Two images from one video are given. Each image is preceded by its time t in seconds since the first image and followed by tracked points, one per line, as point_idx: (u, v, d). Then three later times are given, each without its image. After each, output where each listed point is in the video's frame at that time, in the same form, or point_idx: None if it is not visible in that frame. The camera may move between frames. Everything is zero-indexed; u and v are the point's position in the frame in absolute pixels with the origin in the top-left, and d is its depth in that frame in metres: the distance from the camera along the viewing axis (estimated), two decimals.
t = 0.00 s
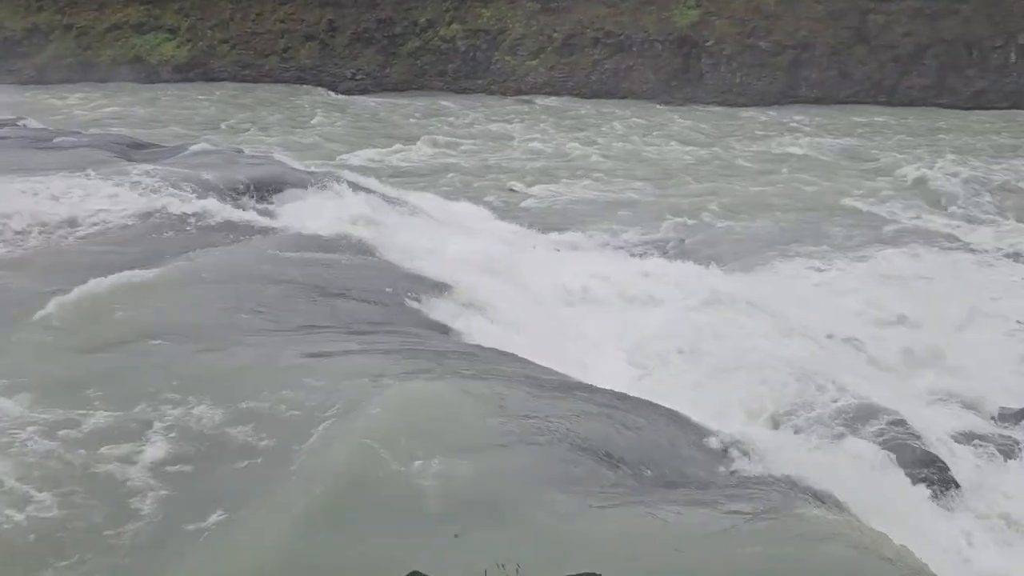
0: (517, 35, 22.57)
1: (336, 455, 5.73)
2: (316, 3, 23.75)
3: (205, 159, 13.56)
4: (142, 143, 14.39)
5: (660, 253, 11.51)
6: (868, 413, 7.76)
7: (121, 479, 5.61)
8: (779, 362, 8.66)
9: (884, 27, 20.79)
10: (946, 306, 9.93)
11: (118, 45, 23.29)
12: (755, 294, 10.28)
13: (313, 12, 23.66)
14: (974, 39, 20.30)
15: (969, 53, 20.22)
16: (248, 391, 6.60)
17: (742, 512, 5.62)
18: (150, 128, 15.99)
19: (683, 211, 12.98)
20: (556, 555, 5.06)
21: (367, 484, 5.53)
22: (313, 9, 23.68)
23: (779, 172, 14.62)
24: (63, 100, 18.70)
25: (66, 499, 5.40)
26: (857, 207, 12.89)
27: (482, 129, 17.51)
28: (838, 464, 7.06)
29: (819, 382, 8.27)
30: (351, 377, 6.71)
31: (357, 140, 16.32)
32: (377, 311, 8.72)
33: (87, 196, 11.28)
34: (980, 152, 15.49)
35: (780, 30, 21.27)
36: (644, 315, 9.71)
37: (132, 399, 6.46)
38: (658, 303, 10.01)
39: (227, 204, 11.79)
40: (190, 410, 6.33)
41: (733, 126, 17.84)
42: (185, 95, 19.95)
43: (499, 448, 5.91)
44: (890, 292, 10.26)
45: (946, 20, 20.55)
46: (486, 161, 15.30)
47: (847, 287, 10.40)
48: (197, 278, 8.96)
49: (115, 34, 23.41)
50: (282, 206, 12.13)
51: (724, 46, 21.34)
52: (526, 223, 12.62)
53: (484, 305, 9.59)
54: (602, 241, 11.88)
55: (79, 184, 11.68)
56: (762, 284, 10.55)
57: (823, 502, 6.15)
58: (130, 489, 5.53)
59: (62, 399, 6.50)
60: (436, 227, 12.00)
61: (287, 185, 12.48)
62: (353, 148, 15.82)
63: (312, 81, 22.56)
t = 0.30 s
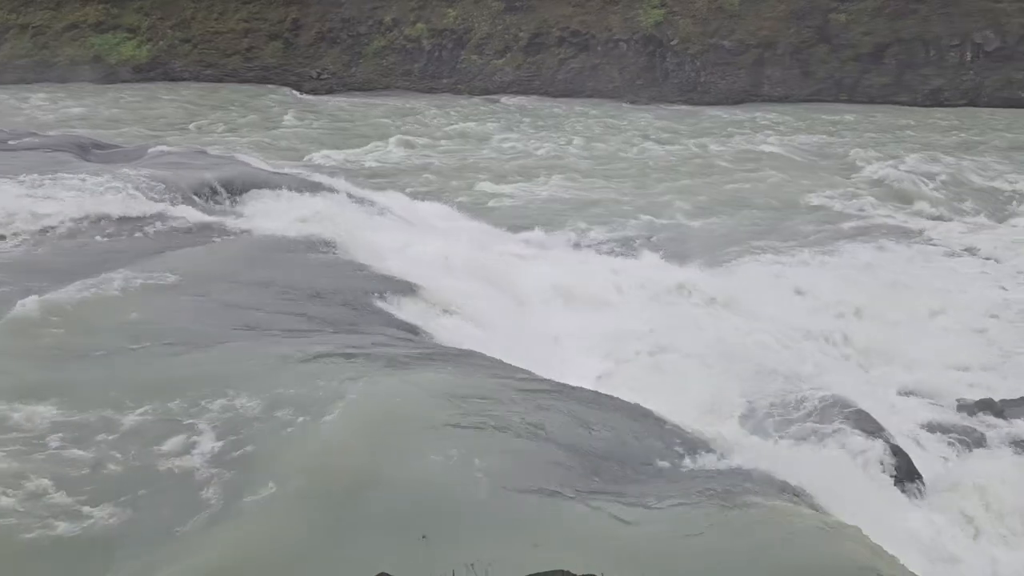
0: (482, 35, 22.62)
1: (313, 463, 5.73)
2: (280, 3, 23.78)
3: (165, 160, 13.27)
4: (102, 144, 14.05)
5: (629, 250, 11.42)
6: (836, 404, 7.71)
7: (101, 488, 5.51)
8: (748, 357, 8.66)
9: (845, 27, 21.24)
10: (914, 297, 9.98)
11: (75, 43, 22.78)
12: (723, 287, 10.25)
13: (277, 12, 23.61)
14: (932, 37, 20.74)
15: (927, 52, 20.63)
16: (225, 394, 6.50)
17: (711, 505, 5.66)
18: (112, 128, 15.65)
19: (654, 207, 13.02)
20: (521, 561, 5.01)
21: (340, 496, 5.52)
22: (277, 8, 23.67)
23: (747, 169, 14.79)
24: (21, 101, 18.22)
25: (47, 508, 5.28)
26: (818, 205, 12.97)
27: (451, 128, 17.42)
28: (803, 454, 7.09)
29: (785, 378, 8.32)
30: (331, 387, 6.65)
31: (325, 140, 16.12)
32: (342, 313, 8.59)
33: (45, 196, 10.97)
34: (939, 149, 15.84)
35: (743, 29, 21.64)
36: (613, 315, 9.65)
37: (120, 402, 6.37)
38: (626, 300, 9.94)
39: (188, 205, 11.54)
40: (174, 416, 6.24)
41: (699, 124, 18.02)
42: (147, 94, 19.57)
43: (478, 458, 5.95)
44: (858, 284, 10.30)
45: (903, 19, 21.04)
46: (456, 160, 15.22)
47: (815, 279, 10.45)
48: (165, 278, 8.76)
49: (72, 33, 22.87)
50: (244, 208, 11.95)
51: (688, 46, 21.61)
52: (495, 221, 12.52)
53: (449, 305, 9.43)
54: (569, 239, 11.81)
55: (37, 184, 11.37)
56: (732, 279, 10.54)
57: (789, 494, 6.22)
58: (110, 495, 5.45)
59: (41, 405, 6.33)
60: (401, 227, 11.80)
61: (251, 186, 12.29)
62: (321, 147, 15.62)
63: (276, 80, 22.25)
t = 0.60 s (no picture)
0: (445, 35, 22.59)
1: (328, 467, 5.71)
2: (238, 2, 23.56)
3: (125, 162, 12.94)
4: (59, 146, 13.67)
5: (596, 250, 11.40)
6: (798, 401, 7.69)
7: (102, 499, 5.49)
8: (715, 350, 8.60)
9: (803, 27, 21.75)
10: (878, 291, 10.09)
11: (27, 43, 22.16)
12: (690, 284, 10.23)
13: (235, 11, 23.41)
14: (885, 38, 21.31)
15: (882, 52, 21.20)
16: (218, 399, 6.49)
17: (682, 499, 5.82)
18: (70, 129, 15.25)
19: (623, 206, 13.09)
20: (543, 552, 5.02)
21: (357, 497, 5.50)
22: (236, 8, 23.43)
23: (712, 168, 14.99)
24: None
25: (47, 520, 5.28)
26: (783, 204, 13.17)
27: (416, 129, 17.32)
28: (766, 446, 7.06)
29: (750, 370, 8.25)
30: (325, 390, 6.65)
31: (290, 141, 15.90)
32: (309, 317, 8.51)
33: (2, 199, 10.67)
34: (896, 148, 16.26)
35: (703, 30, 21.98)
36: (579, 311, 9.51)
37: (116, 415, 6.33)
38: (593, 297, 9.84)
39: (148, 207, 11.28)
40: (168, 425, 6.22)
41: (663, 124, 18.21)
42: (103, 95, 19.12)
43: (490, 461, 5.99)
44: (822, 279, 10.39)
45: (857, 22, 21.64)
46: (424, 161, 15.13)
47: (778, 275, 10.51)
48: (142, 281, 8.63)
49: (23, 33, 22.26)
50: (204, 210, 11.67)
51: (650, 46, 21.83)
52: (463, 222, 12.42)
53: (415, 308, 9.32)
54: (532, 239, 11.74)
55: None
56: (699, 275, 10.54)
57: (759, 489, 6.35)
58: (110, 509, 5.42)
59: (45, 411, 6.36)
60: (364, 229, 11.58)
61: (213, 187, 12.01)
62: (286, 149, 15.40)
63: (235, 81, 21.90)
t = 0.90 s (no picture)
0: (405, 37, 22.57)
1: (334, 467, 5.94)
2: (194, 4, 23.34)
3: (82, 166, 12.77)
4: (6, 149, 13.41)
5: (555, 251, 11.43)
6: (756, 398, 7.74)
7: (96, 507, 5.70)
8: (678, 347, 8.65)
9: (760, 28, 22.03)
10: (832, 289, 10.25)
11: None
12: (651, 283, 10.30)
13: (191, 13, 23.19)
14: (840, 40, 21.66)
15: (837, 53, 21.53)
16: (200, 406, 6.63)
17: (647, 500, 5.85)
18: (18, 133, 14.98)
19: (580, 207, 13.15)
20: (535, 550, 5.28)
21: (364, 494, 5.75)
22: (192, 10, 23.23)
23: (669, 168, 15.10)
24: None
25: (45, 529, 5.52)
26: (739, 204, 13.29)
27: (375, 131, 17.24)
28: (722, 443, 7.10)
29: (711, 367, 8.32)
30: (300, 393, 6.76)
31: (245, 144, 15.74)
32: (270, 321, 8.48)
33: None
34: (849, 148, 16.52)
35: (661, 32, 22.18)
36: (541, 311, 9.54)
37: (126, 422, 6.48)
38: (556, 297, 9.86)
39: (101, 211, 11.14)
40: (154, 431, 6.39)
41: (622, 125, 18.32)
42: (55, 98, 18.81)
43: (489, 460, 6.23)
44: (779, 277, 10.54)
45: (812, 24, 21.98)
46: (382, 163, 15.08)
47: (738, 274, 10.63)
48: (120, 290, 8.71)
49: None
50: (163, 213, 11.56)
51: (610, 48, 21.94)
52: (422, 224, 12.39)
53: (376, 311, 9.30)
54: (495, 241, 11.77)
55: None
56: (659, 275, 10.63)
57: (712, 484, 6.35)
58: (102, 524, 5.56)
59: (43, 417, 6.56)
60: (325, 232, 11.52)
61: (171, 191, 11.92)
62: (242, 151, 15.25)
63: (192, 83, 21.67)
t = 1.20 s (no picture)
0: (364, 39, 22.47)
1: (334, 471, 5.87)
2: (146, 5, 23.10)
3: (36, 170, 12.48)
4: None
5: (518, 253, 11.43)
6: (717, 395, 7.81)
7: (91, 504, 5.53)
8: (641, 347, 8.69)
9: (716, 31, 22.40)
10: (791, 288, 10.42)
11: None
12: (613, 285, 10.35)
13: (143, 14, 22.96)
14: (793, 42, 22.14)
15: (790, 56, 21.97)
16: (191, 410, 6.52)
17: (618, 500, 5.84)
18: None
19: (544, 209, 13.17)
20: (540, 552, 5.24)
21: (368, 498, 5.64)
22: (145, 11, 23.00)
23: (631, 170, 15.20)
24: None
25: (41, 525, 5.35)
26: (700, 204, 13.45)
27: (335, 134, 17.07)
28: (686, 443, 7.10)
29: (672, 366, 8.37)
30: (289, 400, 6.69)
31: (203, 147, 15.50)
32: (234, 328, 8.32)
33: None
34: (806, 148, 16.83)
35: (620, 34, 22.38)
36: (504, 311, 9.48)
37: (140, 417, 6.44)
38: (520, 297, 9.82)
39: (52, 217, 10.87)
40: (146, 432, 6.25)
41: (584, 127, 18.43)
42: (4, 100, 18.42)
43: (467, 463, 6.17)
44: (739, 277, 10.69)
45: (766, 27, 22.44)
46: (343, 166, 14.95)
47: (700, 274, 10.76)
48: (95, 300, 8.54)
49: None
50: (118, 218, 11.27)
51: (569, 50, 22.05)
52: (385, 227, 12.28)
53: (336, 314, 9.17)
54: (458, 243, 11.72)
55: None
56: (622, 276, 10.70)
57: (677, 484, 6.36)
58: (98, 521, 5.40)
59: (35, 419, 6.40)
60: (284, 236, 11.35)
61: (126, 196, 11.65)
62: (199, 154, 15.01)
63: (146, 85, 21.33)
